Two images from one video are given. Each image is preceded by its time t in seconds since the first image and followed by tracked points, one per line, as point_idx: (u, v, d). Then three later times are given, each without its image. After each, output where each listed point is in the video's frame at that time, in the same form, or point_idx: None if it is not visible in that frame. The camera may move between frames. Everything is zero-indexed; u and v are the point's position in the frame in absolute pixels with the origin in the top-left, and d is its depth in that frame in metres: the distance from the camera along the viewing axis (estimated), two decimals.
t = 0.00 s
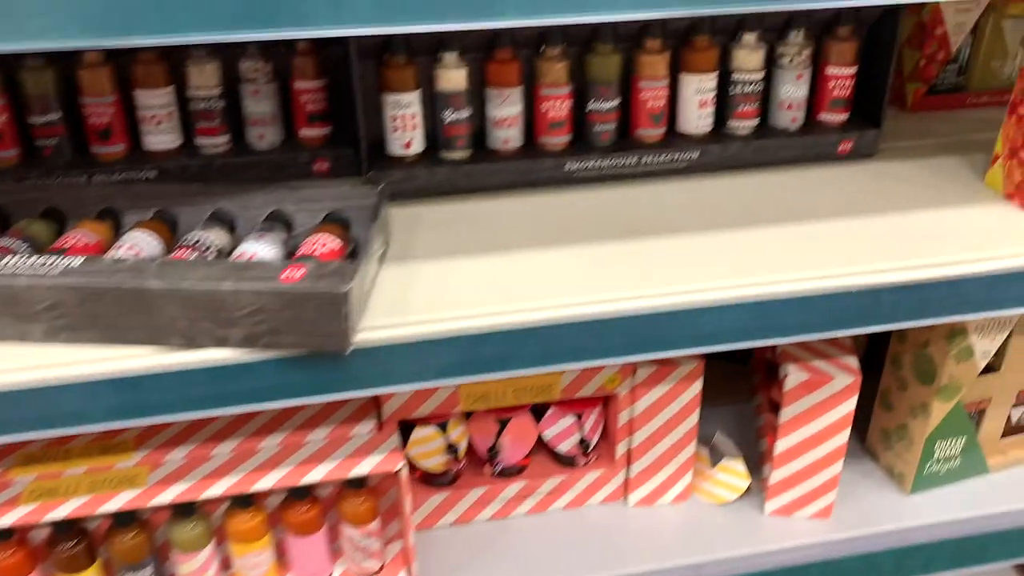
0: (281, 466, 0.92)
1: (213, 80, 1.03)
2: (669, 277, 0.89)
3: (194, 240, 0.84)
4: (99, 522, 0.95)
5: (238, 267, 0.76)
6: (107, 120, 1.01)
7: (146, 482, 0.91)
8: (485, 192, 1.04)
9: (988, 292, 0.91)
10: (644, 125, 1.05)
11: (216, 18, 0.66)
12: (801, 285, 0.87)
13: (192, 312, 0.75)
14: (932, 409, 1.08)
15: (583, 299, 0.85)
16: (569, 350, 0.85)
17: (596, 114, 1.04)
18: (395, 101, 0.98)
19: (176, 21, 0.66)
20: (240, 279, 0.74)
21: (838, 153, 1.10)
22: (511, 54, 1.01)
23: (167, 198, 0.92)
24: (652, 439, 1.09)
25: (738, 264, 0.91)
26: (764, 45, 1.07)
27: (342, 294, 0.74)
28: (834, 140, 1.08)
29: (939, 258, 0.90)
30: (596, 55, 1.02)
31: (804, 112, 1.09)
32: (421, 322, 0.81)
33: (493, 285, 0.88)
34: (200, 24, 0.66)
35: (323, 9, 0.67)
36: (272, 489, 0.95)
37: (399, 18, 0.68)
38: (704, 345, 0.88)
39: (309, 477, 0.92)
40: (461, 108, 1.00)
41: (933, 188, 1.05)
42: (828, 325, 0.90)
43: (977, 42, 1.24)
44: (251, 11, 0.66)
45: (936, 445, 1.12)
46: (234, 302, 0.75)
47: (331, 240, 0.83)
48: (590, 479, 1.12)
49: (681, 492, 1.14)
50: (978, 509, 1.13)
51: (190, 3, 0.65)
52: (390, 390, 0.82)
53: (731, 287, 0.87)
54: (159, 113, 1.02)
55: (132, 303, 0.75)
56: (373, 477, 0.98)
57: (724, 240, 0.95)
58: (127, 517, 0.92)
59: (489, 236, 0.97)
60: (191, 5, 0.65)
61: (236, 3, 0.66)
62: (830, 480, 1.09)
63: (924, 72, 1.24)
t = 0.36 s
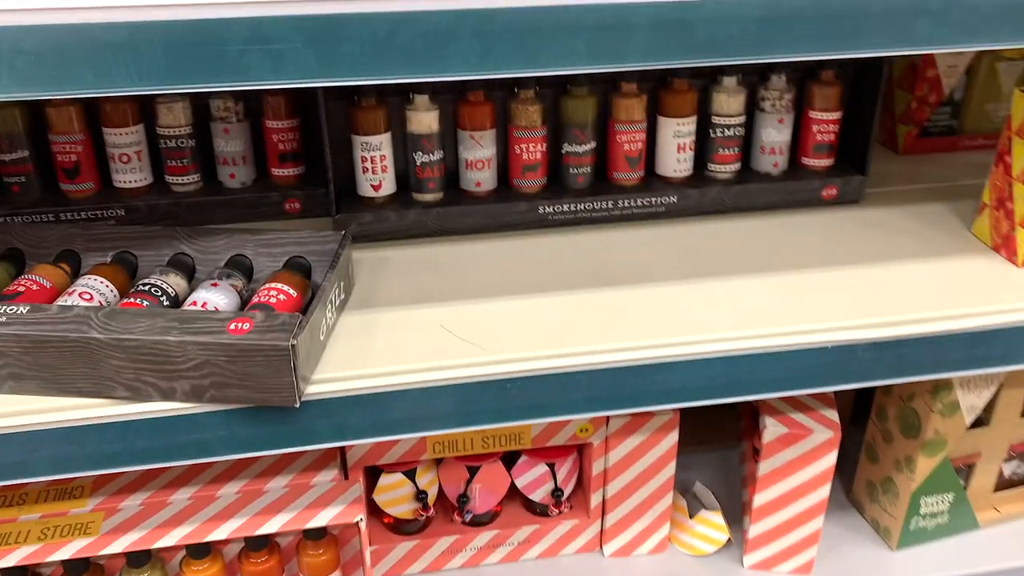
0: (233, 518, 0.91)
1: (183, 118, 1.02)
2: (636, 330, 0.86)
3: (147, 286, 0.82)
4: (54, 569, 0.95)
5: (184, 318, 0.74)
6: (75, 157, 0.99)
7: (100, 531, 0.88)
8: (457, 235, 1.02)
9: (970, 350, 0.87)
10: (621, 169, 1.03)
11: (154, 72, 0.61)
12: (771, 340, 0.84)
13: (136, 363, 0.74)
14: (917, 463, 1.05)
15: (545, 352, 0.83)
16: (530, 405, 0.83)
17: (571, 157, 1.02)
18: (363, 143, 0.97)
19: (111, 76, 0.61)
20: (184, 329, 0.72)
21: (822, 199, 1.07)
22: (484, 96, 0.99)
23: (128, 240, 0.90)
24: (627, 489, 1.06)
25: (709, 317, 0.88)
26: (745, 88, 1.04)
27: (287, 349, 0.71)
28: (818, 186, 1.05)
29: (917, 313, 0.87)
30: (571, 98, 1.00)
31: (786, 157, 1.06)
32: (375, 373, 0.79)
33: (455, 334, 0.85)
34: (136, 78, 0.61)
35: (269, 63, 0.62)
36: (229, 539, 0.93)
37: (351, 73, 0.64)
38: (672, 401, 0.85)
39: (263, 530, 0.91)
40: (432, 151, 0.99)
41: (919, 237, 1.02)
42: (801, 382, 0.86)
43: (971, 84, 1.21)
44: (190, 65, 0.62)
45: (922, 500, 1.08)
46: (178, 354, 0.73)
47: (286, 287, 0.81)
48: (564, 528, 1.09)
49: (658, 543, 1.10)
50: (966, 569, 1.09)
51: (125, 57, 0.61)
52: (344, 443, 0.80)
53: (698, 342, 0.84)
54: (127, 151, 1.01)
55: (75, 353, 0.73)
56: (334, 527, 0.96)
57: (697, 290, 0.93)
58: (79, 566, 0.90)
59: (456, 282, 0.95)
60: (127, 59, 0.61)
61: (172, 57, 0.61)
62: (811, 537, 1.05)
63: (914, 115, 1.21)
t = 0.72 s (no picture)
0: (211, 530, 0.89)
1: (173, 123, 1.01)
2: (624, 344, 0.83)
3: (124, 294, 0.80)
4: None
5: (155, 327, 0.72)
6: (64, 162, 0.99)
7: (76, 540, 0.87)
8: (447, 244, 1.00)
9: (973, 370, 0.84)
10: (617, 178, 1.01)
11: (116, 77, 0.60)
12: (763, 356, 0.81)
13: (106, 373, 0.72)
14: (921, 485, 1.01)
15: (528, 366, 0.80)
16: (512, 421, 0.80)
17: (565, 164, 1.00)
18: (352, 149, 0.95)
19: (72, 82, 0.59)
20: (154, 339, 0.71)
21: (826, 210, 1.03)
22: (476, 102, 0.97)
23: (111, 246, 0.89)
24: (620, 507, 1.03)
25: (701, 332, 0.85)
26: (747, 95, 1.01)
27: (257, 360, 0.69)
28: (821, 197, 1.02)
29: (917, 330, 0.83)
30: (566, 104, 0.98)
31: (789, 167, 1.03)
32: (352, 386, 0.77)
33: (437, 346, 0.83)
34: (97, 83, 0.60)
35: (234, 67, 0.61)
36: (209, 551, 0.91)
37: (320, 77, 0.62)
38: (660, 418, 0.82)
39: (241, 543, 0.89)
40: (422, 158, 0.97)
41: (925, 251, 0.98)
42: (796, 401, 0.83)
43: (985, 93, 1.17)
44: (154, 69, 0.60)
45: (928, 524, 1.04)
46: (148, 364, 0.71)
47: (265, 297, 0.79)
48: (556, 544, 1.06)
49: (653, 562, 1.07)
50: None
51: (86, 62, 0.59)
52: (320, 457, 0.78)
53: (687, 356, 0.81)
54: (117, 156, 1.00)
55: (45, 361, 0.72)
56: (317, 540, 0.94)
57: (691, 303, 0.90)
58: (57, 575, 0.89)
59: (444, 291, 0.92)
60: (87, 63, 0.59)
61: (133, 61, 0.60)
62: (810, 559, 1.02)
63: (926, 124, 1.17)
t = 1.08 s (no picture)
0: (196, 536, 0.88)
1: (167, 124, 1.00)
2: (616, 352, 0.81)
3: (109, 298, 0.80)
4: None
5: (136, 332, 0.71)
6: (58, 163, 0.98)
7: (63, 544, 0.87)
8: (441, 248, 0.98)
9: (975, 381, 0.81)
10: (614, 181, 0.99)
11: (88, 81, 0.59)
12: (758, 366, 0.79)
13: (86, 378, 0.71)
14: (926, 497, 0.98)
15: (516, 374, 0.78)
16: (499, 429, 0.78)
17: (561, 167, 0.98)
18: (344, 151, 0.94)
19: (44, 85, 0.58)
20: (134, 344, 0.70)
21: (829, 215, 1.01)
22: (470, 104, 0.96)
23: (100, 248, 0.88)
24: (616, 516, 1.01)
25: (695, 341, 0.83)
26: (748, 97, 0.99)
27: (236, 367, 0.68)
28: (824, 202, 1.00)
29: (917, 341, 0.81)
30: (562, 107, 0.96)
31: (791, 171, 1.00)
32: (335, 393, 0.76)
33: (423, 352, 0.82)
34: (68, 86, 0.59)
35: (208, 71, 0.60)
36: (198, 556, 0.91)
37: (294, 80, 0.61)
38: (652, 427, 0.80)
39: (228, 549, 0.89)
40: (416, 160, 0.95)
41: (931, 258, 0.95)
42: (793, 411, 0.81)
43: (998, 95, 1.14)
44: (126, 72, 0.59)
45: (932, 537, 1.01)
46: (128, 369, 0.70)
47: (250, 302, 0.78)
48: (553, 552, 1.04)
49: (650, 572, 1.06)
50: None
51: (57, 65, 0.58)
52: (303, 464, 0.77)
53: (678, 366, 0.79)
54: (111, 157, 0.99)
55: (26, 365, 0.72)
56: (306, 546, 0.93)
57: (687, 311, 0.88)
58: None
59: (435, 296, 0.91)
60: (59, 65, 0.58)
61: (106, 64, 0.59)
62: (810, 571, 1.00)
63: (936, 126, 1.14)
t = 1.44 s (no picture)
0: (194, 534, 0.88)
1: (168, 123, 1.00)
2: (613, 352, 0.80)
3: (106, 297, 0.80)
4: None
5: (129, 332, 0.71)
6: (61, 162, 0.99)
7: (63, 542, 0.87)
8: (441, 246, 0.98)
9: (979, 383, 0.80)
10: (615, 179, 0.98)
11: (74, 81, 0.59)
12: (758, 367, 0.77)
13: (80, 377, 0.72)
14: (932, 499, 0.97)
15: (511, 374, 0.77)
16: (493, 430, 0.77)
17: (561, 165, 0.97)
18: (343, 150, 0.94)
19: (31, 85, 0.59)
20: (127, 343, 0.70)
21: (835, 213, 1.00)
22: (469, 101, 0.95)
23: (100, 247, 0.89)
24: (618, 516, 1.00)
25: (695, 340, 0.81)
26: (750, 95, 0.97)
27: (227, 366, 0.68)
28: (829, 199, 0.98)
29: (919, 341, 0.80)
30: (561, 104, 0.95)
31: (795, 168, 0.99)
32: (327, 392, 0.75)
33: (419, 351, 0.81)
34: (56, 86, 0.59)
35: (194, 70, 0.60)
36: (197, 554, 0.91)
37: (281, 78, 0.61)
38: (650, 429, 0.79)
39: (225, 547, 0.88)
40: (415, 159, 0.95)
41: (937, 257, 0.93)
42: (795, 412, 0.79)
43: (1010, 91, 1.12)
44: (113, 72, 0.59)
45: (939, 540, 0.99)
46: (121, 369, 0.70)
47: (246, 300, 0.78)
48: (553, 552, 1.03)
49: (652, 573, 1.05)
50: None
51: (44, 65, 0.58)
52: (297, 464, 0.77)
53: (676, 367, 0.78)
54: (112, 156, 1.00)
55: (22, 363, 0.72)
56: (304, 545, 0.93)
57: (688, 310, 0.87)
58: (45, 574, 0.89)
59: (433, 294, 0.90)
60: (46, 66, 0.59)
61: (92, 64, 0.59)
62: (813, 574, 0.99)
63: (945, 122, 1.12)
